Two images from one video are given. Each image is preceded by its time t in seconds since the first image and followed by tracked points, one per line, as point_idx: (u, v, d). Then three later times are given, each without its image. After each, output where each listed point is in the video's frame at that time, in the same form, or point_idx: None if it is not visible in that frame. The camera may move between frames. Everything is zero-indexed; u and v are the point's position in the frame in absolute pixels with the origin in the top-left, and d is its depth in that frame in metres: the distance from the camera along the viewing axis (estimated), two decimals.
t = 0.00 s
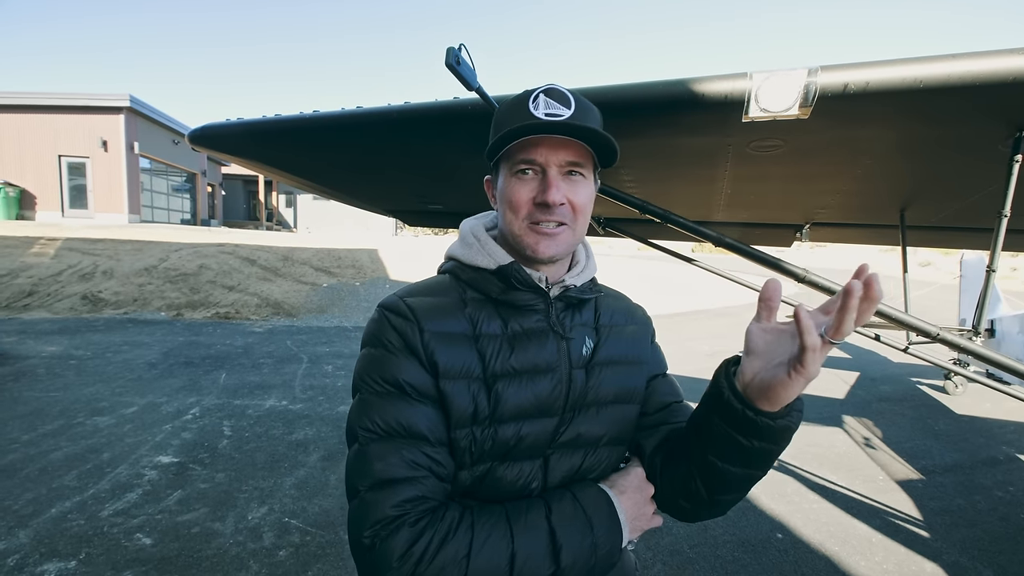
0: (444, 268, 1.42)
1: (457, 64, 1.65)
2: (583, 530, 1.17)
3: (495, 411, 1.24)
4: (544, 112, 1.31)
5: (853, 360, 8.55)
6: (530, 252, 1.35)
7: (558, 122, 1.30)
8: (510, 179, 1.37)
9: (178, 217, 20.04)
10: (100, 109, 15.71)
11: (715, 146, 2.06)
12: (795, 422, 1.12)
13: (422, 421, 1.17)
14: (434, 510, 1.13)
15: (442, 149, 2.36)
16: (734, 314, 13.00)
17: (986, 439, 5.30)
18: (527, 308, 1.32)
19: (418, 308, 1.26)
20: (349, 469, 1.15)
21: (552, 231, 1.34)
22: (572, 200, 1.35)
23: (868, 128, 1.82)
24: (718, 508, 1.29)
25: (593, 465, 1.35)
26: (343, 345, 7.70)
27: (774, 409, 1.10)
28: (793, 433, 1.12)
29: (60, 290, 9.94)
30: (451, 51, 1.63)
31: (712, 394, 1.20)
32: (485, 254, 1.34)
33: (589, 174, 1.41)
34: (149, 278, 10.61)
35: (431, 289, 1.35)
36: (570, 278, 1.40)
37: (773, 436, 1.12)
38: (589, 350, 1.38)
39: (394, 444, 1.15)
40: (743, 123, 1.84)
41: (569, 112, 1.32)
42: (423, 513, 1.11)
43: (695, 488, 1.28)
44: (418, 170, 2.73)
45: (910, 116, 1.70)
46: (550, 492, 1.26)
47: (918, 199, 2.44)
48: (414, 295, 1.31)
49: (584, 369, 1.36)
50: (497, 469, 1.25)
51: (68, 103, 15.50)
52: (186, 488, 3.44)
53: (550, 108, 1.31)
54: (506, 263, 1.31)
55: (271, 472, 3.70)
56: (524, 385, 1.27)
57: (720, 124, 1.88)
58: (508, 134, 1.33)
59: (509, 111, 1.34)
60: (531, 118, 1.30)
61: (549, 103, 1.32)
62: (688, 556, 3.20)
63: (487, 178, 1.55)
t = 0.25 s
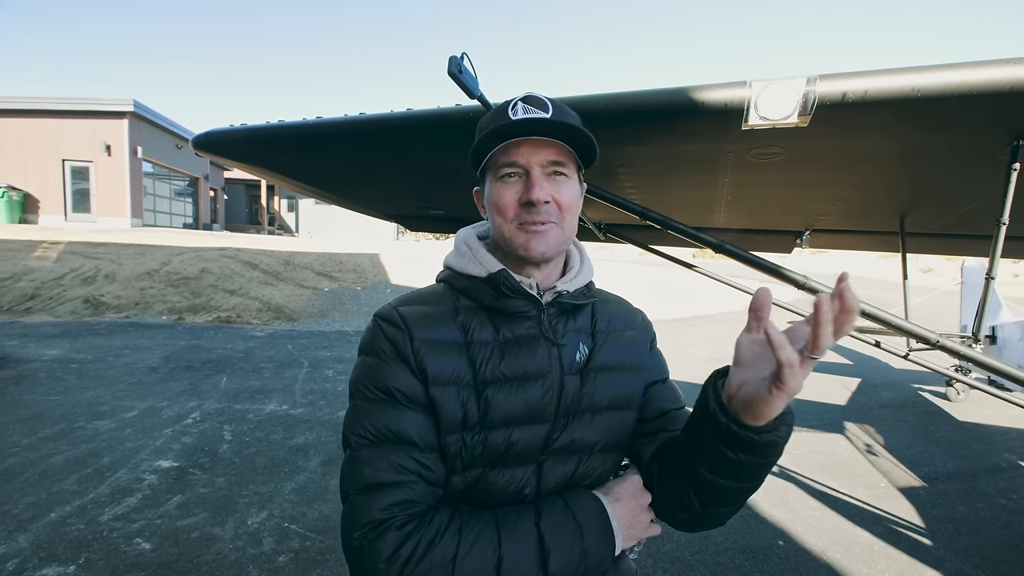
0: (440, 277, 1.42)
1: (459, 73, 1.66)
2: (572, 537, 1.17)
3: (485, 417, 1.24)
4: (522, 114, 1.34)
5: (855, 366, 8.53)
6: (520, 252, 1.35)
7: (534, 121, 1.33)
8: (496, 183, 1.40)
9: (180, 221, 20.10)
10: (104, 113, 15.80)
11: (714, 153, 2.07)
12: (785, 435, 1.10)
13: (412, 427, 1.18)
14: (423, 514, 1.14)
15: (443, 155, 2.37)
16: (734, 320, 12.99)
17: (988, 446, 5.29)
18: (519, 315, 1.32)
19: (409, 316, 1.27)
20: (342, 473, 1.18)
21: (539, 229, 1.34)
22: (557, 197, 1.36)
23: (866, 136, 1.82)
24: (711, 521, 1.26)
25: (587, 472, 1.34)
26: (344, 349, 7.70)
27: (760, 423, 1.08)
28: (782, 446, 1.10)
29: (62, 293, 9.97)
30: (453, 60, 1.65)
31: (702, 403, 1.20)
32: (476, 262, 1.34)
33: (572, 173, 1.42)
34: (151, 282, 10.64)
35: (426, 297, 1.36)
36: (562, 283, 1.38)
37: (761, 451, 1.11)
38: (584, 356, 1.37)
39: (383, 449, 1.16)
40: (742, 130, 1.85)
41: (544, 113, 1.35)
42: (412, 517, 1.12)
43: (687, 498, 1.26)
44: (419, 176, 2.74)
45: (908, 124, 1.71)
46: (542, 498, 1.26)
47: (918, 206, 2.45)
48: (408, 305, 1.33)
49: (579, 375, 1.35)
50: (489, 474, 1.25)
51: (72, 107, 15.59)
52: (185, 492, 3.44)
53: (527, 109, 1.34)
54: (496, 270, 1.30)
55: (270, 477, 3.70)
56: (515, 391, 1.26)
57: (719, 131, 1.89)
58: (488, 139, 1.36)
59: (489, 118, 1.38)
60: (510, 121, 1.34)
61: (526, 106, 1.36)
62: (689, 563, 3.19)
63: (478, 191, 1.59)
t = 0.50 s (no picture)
0: (439, 277, 1.43)
1: (461, 74, 1.67)
2: (571, 540, 1.17)
3: (483, 419, 1.24)
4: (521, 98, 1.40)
5: (859, 368, 8.50)
6: (526, 237, 1.33)
7: (536, 108, 1.39)
8: (498, 172, 1.40)
9: (185, 222, 20.19)
10: (109, 115, 15.90)
11: (716, 154, 2.08)
12: (693, 439, 1.11)
13: (409, 430, 1.18)
14: (421, 517, 1.14)
15: (446, 155, 2.38)
16: (737, 321, 12.96)
17: (993, 449, 5.26)
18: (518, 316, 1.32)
19: (407, 319, 1.28)
20: (341, 477, 1.18)
21: (545, 214, 1.34)
22: (560, 184, 1.38)
23: (869, 137, 1.82)
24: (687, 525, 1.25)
25: (587, 473, 1.35)
26: (347, 349, 7.72)
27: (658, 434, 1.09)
28: (692, 450, 1.11)
29: (67, 293, 10.03)
30: (456, 62, 1.66)
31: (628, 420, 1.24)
32: (473, 262, 1.35)
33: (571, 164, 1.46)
34: (155, 282, 10.69)
35: (424, 298, 1.36)
36: (560, 282, 1.39)
37: (680, 455, 1.12)
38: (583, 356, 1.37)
39: (382, 453, 1.16)
40: (744, 131, 1.85)
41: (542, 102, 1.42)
42: (410, 520, 1.13)
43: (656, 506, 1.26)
44: (422, 177, 2.75)
45: (911, 125, 1.70)
46: (542, 500, 1.26)
47: (922, 207, 2.45)
48: (406, 306, 1.33)
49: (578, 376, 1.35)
50: (488, 476, 1.26)
51: (78, 108, 15.69)
52: (189, 491, 3.46)
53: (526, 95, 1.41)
54: (492, 270, 1.31)
55: (274, 476, 3.72)
56: (512, 392, 1.27)
57: (721, 132, 1.89)
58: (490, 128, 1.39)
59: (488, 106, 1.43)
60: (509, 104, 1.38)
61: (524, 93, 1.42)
62: (691, 564, 3.19)
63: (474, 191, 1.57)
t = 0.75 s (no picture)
0: (436, 281, 1.44)
1: (464, 77, 1.69)
2: (570, 537, 1.18)
3: (482, 419, 1.26)
4: (524, 122, 1.34)
5: (868, 368, 8.43)
6: (519, 262, 1.35)
7: (539, 130, 1.33)
8: (496, 189, 1.38)
9: (194, 225, 20.39)
10: (120, 119, 16.10)
11: (719, 154, 2.08)
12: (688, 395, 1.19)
13: (409, 431, 1.20)
14: (423, 516, 1.16)
15: (451, 158, 2.40)
16: (745, 322, 12.89)
17: (1005, 450, 5.20)
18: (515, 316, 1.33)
19: (405, 322, 1.29)
20: (343, 478, 1.21)
21: (539, 241, 1.35)
22: (557, 208, 1.36)
23: (872, 136, 1.82)
24: (685, 501, 1.29)
25: (587, 470, 1.36)
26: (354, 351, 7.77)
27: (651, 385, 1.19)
28: (686, 406, 1.18)
29: (79, 295, 10.16)
30: (458, 65, 1.68)
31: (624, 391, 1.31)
32: (469, 266, 1.36)
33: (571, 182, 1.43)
34: (165, 285, 10.81)
35: (422, 302, 1.38)
36: (554, 282, 1.40)
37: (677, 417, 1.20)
38: (581, 354, 1.38)
39: (382, 454, 1.18)
40: (747, 131, 1.85)
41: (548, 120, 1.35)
42: (412, 519, 1.14)
43: (656, 483, 1.30)
44: (426, 178, 2.77)
45: (915, 123, 1.70)
46: (542, 497, 1.27)
47: (928, 206, 2.43)
48: (404, 310, 1.35)
49: (576, 374, 1.36)
50: (488, 475, 1.27)
51: (90, 114, 15.90)
52: (199, 491, 3.50)
53: (531, 119, 1.34)
54: (487, 273, 1.32)
55: (282, 476, 3.75)
56: (510, 392, 1.28)
57: (724, 132, 1.90)
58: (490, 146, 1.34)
59: (490, 122, 1.36)
60: (512, 128, 1.33)
61: (529, 116, 1.34)
62: (697, 565, 3.18)
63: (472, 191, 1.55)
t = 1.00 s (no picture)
0: (436, 278, 1.45)
1: (462, 78, 1.71)
2: (572, 531, 1.20)
3: (483, 416, 1.27)
4: (495, 117, 1.34)
5: (876, 364, 8.37)
6: (506, 258, 1.37)
7: (508, 125, 1.33)
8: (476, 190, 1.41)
9: (201, 227, 20.55)
10: (128, 123, 16.26)
11: (720, 150, 2.08)
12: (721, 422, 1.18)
13: (412, 429, 1.21)
14: (427, 513, 1.18)
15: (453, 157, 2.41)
16: (751, 319, 12.84)
17: (1015, 446, 5.15)
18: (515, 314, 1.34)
19: (405, 321, 1.31)
20: (346, 476, 1.22)
21: (523, 234, 1.36)
22: (538, 199, 1.37)
23: (873, 130, 1.82)
24: (692, 507, 1.30)
25: (587, 465, 1.37)
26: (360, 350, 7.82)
27: (691, 413, 1.17)
28: (719, 432, 1.18)
29: (90, 298, 10.29)
30: (457, 66, 1.69)
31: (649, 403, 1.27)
32: (468, 263, 1.37)
33: (551, 171, 1.42)
34: (174, 287, 10.92)
35: (422, 301, 1.40)
36: (554, 279, 1.41)
37: (705, 438, 1.18)
38: (579, 351, 1.39)
39: (386, 452, 1.20)
40: (747, 127, 1.86)
41: (519, 115, 1.35)
42: (416, 517, 1.16)
43: (667, 492, 1.30)
44: (428, 178, 2.79)
45: (916, 117, 1.70)
46: (544, 492, 1.29)
47: (932, 200, 2.42)
48: (404, 309, 1.36)
49: (575, 370, 1.38)
50: (490, 471, 1.29)
51: (98, 118, 16.06)
52: (209, 490, 3.54)
53: (501, 113, 1.34)
54: (487, 271, 1.33)
55: (290, 475, 3.79)
56: (511, 388, 1.29)
57: (725, 128, 1.90)
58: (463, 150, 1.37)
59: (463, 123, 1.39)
60: (483, 125, 1.34)
61: (500, 111, 1.35)
62: (703, 562, 3.18)
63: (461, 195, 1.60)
